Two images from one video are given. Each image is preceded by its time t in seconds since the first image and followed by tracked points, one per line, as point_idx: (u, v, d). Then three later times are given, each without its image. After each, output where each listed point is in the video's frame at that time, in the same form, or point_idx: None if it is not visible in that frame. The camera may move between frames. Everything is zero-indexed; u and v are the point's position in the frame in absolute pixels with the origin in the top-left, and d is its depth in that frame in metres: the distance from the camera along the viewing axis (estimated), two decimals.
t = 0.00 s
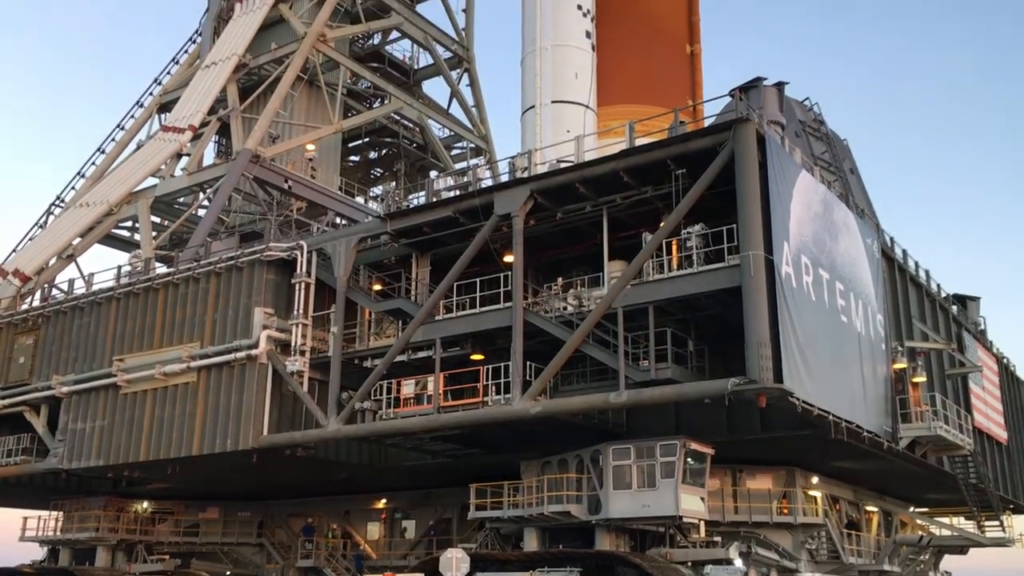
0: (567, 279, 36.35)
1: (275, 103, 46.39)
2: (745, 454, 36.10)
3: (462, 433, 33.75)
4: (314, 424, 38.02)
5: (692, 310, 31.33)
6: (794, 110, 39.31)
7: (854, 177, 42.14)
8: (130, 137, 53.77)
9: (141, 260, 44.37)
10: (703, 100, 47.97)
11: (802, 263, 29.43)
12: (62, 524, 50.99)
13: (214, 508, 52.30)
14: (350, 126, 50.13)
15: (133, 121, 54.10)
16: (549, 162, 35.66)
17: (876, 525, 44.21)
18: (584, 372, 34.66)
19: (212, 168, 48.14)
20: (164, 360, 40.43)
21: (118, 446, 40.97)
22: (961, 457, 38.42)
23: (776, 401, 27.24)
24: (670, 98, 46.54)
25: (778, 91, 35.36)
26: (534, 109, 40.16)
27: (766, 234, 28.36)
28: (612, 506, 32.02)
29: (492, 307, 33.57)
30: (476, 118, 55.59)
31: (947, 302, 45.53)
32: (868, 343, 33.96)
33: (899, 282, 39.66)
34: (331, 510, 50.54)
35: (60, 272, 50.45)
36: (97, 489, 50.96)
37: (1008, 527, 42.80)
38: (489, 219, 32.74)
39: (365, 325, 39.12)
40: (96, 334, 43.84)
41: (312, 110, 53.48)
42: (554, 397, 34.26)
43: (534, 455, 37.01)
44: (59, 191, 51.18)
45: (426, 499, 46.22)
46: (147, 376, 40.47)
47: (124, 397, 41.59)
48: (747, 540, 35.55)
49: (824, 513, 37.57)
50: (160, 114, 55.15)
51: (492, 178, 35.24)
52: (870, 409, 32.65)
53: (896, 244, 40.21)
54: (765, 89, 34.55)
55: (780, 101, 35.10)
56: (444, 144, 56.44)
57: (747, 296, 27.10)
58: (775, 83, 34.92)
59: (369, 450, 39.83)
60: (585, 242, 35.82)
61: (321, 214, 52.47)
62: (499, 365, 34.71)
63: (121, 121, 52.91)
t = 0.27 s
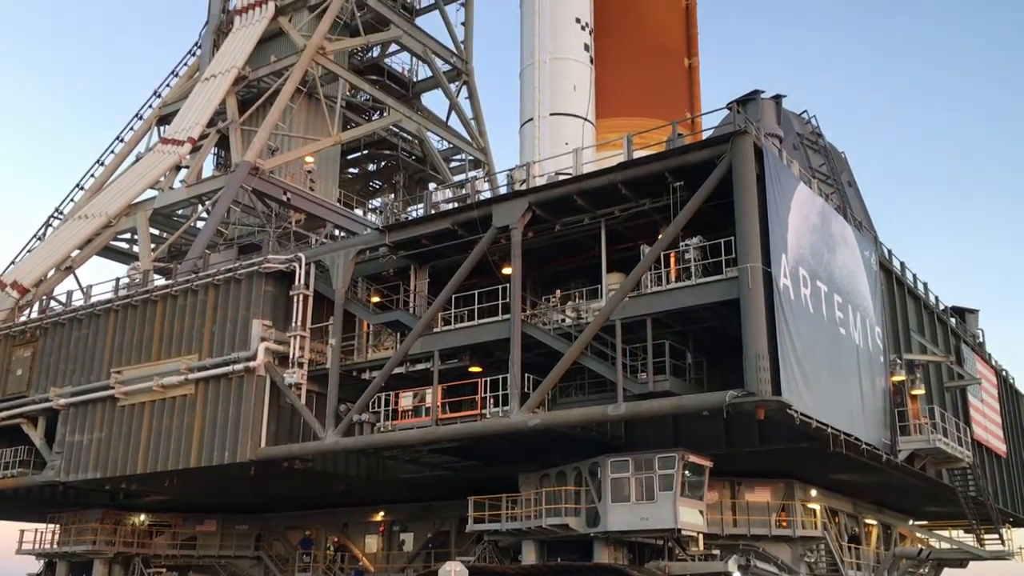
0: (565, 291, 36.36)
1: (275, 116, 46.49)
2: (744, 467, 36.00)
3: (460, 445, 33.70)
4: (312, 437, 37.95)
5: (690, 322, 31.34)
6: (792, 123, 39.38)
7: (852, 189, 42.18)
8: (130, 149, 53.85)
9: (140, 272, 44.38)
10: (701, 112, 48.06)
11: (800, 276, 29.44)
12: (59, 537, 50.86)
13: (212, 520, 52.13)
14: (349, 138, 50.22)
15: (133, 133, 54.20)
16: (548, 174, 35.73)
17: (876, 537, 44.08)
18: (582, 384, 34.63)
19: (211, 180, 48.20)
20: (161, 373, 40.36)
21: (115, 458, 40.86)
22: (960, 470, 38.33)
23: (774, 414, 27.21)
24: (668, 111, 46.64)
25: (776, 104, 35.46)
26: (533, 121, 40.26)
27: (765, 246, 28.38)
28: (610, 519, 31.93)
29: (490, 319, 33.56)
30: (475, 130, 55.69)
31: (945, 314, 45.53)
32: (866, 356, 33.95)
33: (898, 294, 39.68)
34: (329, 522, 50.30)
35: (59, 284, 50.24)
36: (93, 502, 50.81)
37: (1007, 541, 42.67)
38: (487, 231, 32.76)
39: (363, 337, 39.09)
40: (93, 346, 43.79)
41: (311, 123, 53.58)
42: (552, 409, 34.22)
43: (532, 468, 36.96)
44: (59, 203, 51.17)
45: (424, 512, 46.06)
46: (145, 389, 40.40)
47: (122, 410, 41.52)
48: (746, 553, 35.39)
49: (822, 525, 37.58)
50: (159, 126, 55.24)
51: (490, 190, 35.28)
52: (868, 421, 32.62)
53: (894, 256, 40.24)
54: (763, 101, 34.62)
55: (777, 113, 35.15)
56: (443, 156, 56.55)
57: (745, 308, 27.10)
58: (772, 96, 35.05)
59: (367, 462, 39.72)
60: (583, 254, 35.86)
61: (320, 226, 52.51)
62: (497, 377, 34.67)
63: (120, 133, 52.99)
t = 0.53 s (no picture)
0: (564, 306, 36.38)
1: (275, 131, 46.66)
2: (743, 482, 35.90)
3: (459, 460, 33.65)
4: (310, 451, 37.90)
5: (689, 338, 31.37)
6: (791, 139, 39.49)
7: (850, 205, 42.24)
8: (130, 164, 53.98)
9: (139, 287, 44.42)
10: (699, 128, 48.19)
11: (798, 290, 29.47)
12: (56, 553, 50.72)
13: (210, 537, 52.31)
14: (349, 154, 50.36)
15: (133, 148, 54.36)
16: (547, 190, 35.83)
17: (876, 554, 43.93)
18: (581, 399, 34.58)
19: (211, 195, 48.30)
20: (160, 388, 40.33)
21: (113, 474, 40.78)
22: (960, 486, 38.24)
23: (773, 429, 27.19)
24: (666, 126, 46.73)
25: (774, 120, 35.58)
26: (532, 137, 40.39)
27: (763, 261, 28.42)
28: (610, 535, 31.81)
29: (489, 334, 33.57)
30: (474, 145, 55.86)
31: (944, 330, 45.54)
32: (865, 371, 33.94)
33: (897, 310, 39.71)
34: (328, 538, 50.08)
35: (59, 299, 50.26)
36: (91, 517, 50.67)
37: (1008, 557, 42.54)
38: (486, 246, 32.82)
39: (362, 352, 39.09)
40: (92, 361, 43.78)
41: (311, 138, 53.73)
42: (551, 424, 34.17)
43: (531, 483, 36.89)
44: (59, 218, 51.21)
45: (423, 527, 45.91)
46: (144, 403, 40.36)
47: (120, 424, 41.48)
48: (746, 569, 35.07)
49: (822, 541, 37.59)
50: (159, 142, 55.42)
51: (489, 206, 35.37)
52: (867, 437, 32.58)
53: (893, 271, 40.27)
54: (761, 117, 34.71)
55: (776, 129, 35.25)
56: (442, 171, 56.68)
57: (744, 323, 27.12)
58: (771, 112, 35.16)
59: (366, 477, 39.62)
60: (582, 269, 35.91)
61: (320, 241, 52.59)
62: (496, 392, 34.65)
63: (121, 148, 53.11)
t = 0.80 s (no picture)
0: (564, 321, 36.36)
1: (275, 146, 46.78)
2: (744, 497, 35.81)
3: (459, 475, 33.59)
4: (310, 466, 37.84)
5: (689, 352, 31.37)
6: (790, 153, 39.57)
7: (849, 219, 42.27)
8: (131, 178, 54.08)
9: (139, 301, 44.44)
10: (699, 142, 48.26)
11: (798, 305, 29.49)
12: (55, 568, 50.65)
13: (209, 552, 52.56)
14: (349, 168, 50.46)
15: (134, 163, 54.48)
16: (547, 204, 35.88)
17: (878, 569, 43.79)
18: (580, 414, 34.54)
19: (212, 209, 48.35)
20: (160, 402, 40.29)
21: (111, 489, 40.70)
22: (962, 500, 38.15)
23: (773, 443, 27.15)
24: (664, 141, 46.89)
25: (773, 135, 35.67)
26: (532, 151, 40.49)
27: (763, 275, 28.44)
28: (609, 550, 31.69)
29: (489, 348, 33.56)
30: (474, 159, 55.98)
31: (944, 344, 45.51)
32: (866, 385, 33.92)
33: (897, 324, 39.70)
34: (328, 552, 49.89)
35: (59, 312, 50.21)
36: (90, 532, 50.60)
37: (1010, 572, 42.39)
38: (486, 260, 32.85)
39: (362, 366, 39.08)
40: (92, 375, 43.77)
41: (311, 152, 53.86)
42: (551, 438, 34.11)
43: (531, 497, 36.81)
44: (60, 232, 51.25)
45: (423, 542, 45.77)
46: (143, 418, 40.32)
47: (119, 439, 41.44)
48: None
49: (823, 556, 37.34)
50: (160, 156, 55.55)
51: (489, 220, 35.42)
52: (868, 451, 32.52)
53: (892, 286, 40.28)
54: (761, 131, 34.79)
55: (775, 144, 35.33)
56: (443, 185, 56.79)
57: (743, 337, 27.13)
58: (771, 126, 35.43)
59: (365, 492, 39.54)
60: (582, 283, 35.94)
61: (320, 255, 52.64)
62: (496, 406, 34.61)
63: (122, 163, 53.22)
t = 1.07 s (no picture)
0: (563, 334, 36.36)
1: (275, 159, 46.88)
2: (744, 510, 35.67)
3: (457, 488, 33.52)
4: (309, 479, 37.77)
5: (688, 365, 31.37)
6: (789, 167, 39.64)
7: (848, 232, 42.31)
8: (131, 192, 54.19)
9: (139, 314, 44.44)
10: (699, 156, 48.31)
11: (797, 318, 29.51)
12: None
13: (207, 567, 52.28)
14: (349, 181, 50.56)
15: (134, 176, 54.59)
16: (546, 218, 35.95)
17: None
18: (580, 427, 34.56)
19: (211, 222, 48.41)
20: (158, 415, 40.25)
21: (109, 503, 40.61)
22: (962, 514, 38.07)
23: (772, 456, 27.11)
24: (665, 153, 46.78)
25: (772, 148, 35.75)
26: (531, 164, 40.59)
27: (762, 289, 28.46)
28: (608, 563, 31.58)
29: (488, 361, 33.55)
30: (474, 173, 56.10)
31: (944, 357, 45.49)
32: (865, 399, 33.89)
33: (896, 337, 39.70)
34: (327, 566, 49.71)
35: (59, 326, 50.08)
36: (88, 546, 50.48)
37: None
38: (485, 273, 32.89)
39: (361, 380, 39.07)
40: (91, 388, 43.74)
41: (311, 165, 53.96)
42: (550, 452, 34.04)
43: (530, 511, 36.72)
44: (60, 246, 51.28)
45: (422, 556, 45.62)
46: (142, 431, 40.27)
47: (118, 452, 41.37)
48: None
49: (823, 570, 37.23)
50: (160, 170, 55.67)
51: (488, 233, 35.47)
52: (867, 464, 32.48)
53: (891, 299, 40.30)
54: (759, 145, 34.85)
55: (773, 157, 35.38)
56: (442, 199, 56.87)
57: (742, 350, 27.14)
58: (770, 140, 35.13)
59: (364, 505, 39.45)
60: (581, 296, 35.96)
61: (320, 268, 52.67)
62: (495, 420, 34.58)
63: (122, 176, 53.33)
